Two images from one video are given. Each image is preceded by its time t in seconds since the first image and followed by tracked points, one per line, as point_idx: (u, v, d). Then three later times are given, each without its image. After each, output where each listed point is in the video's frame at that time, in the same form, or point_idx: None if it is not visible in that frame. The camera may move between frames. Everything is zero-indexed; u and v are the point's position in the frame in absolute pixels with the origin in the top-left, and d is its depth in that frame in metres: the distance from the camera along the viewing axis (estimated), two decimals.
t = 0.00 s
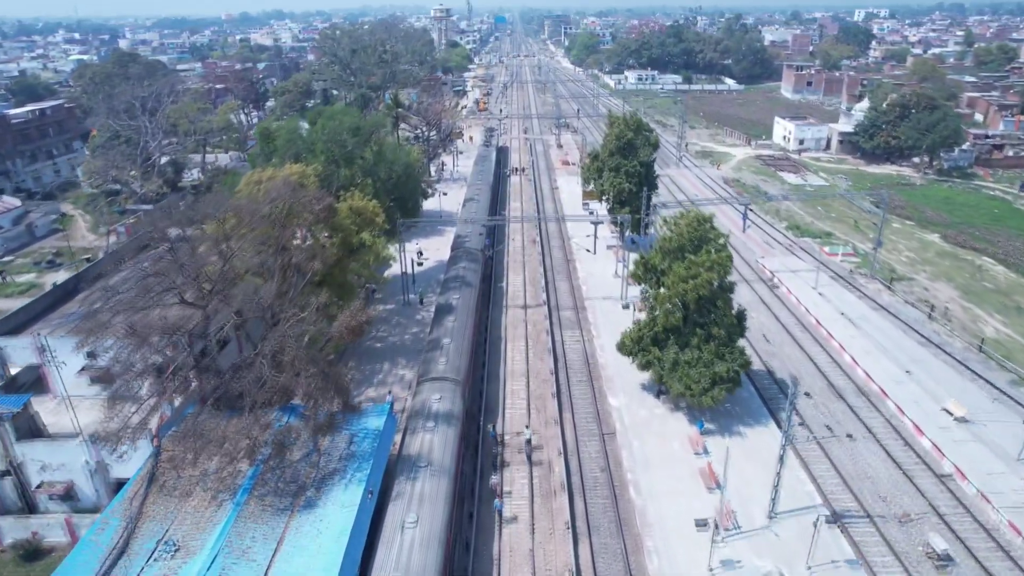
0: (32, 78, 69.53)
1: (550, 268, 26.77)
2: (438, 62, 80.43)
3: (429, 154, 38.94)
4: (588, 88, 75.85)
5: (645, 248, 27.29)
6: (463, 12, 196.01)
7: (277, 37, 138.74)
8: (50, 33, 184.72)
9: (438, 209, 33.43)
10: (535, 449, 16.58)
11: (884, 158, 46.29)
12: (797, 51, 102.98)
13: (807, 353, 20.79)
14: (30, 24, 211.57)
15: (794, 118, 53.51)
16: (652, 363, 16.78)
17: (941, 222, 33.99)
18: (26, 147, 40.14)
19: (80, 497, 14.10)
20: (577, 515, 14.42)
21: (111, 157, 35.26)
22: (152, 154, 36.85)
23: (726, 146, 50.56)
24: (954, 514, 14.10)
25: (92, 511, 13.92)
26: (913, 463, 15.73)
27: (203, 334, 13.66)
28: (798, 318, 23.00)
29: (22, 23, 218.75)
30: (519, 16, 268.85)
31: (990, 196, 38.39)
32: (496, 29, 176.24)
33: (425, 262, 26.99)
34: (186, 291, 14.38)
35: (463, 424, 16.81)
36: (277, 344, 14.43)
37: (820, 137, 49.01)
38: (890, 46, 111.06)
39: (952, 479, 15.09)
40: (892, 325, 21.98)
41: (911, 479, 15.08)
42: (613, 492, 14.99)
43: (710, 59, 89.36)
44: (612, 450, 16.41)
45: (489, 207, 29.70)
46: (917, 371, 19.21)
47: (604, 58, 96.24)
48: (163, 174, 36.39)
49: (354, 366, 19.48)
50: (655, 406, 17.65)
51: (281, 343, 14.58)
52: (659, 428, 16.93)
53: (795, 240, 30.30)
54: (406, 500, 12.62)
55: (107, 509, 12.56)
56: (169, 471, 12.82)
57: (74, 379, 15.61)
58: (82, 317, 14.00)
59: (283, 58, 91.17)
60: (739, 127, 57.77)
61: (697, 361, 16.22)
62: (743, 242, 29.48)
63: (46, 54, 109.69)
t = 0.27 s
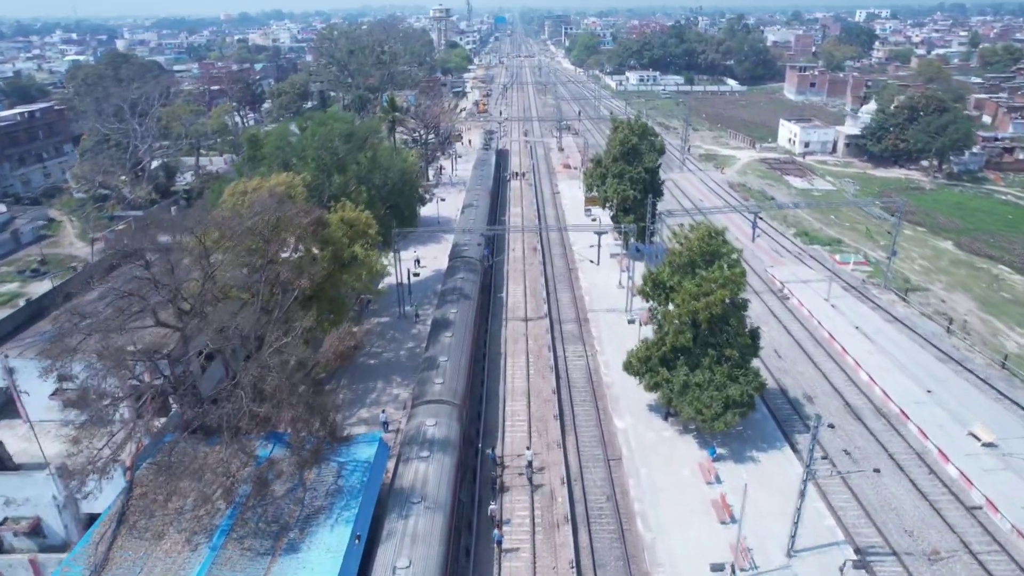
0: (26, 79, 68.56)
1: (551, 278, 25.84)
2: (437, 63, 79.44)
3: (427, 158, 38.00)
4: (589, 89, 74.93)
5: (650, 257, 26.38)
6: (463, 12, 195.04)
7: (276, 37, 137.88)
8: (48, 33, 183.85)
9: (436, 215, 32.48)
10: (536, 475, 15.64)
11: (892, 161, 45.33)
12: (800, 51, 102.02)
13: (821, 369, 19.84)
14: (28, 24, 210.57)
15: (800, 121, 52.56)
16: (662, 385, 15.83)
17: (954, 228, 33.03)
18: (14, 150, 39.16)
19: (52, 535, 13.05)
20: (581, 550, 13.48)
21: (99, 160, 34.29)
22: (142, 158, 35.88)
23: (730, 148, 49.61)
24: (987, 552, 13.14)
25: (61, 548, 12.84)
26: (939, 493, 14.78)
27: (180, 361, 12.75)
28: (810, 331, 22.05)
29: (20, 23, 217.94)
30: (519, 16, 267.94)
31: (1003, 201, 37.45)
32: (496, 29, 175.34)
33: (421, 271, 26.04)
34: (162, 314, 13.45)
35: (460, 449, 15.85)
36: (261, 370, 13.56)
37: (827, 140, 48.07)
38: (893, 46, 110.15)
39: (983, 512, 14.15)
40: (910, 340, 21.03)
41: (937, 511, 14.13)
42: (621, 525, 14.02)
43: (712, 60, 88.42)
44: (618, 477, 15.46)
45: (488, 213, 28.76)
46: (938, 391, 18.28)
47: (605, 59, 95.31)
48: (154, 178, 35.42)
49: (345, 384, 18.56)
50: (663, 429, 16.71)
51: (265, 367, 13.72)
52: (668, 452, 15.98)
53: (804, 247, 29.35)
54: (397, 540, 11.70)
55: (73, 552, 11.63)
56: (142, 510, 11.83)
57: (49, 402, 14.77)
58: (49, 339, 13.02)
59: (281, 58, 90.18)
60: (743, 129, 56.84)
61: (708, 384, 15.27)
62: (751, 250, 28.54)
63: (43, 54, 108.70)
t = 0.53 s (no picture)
0: (19, 79, 67.50)
1: (553, 289, 24.80)
2: (436, 64, 78.31)
3: (424, 162, 36.98)
4: (590, 91, 73.86)
5: (656, 268, 25.35)
6: (463, 13, 193.93)
7: (274, 37, 136.77)
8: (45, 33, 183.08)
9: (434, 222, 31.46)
10: (538, 507, 14.60)
11: (900, 164, 44.27)
12: (803, 52, 100.96)
13: (838, 389, 18.80)
14: (26, 24, 209.82)
15: (806, 123, 51.43)
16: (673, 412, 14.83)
17: (968, 235, 32.00)
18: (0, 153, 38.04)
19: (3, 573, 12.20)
20: None
21: (86, 164, 33.26)
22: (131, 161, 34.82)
23: (735, 151, 48.57)
24: None
25: None
26: (973, 529, 13.73)
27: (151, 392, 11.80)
28: (824, 347, 21.03)
29: (19, 23, 217.49)
30: (519, 16, 266.91)
31: (1017, 206, 36.34)
32: (496, 29, 174.60)
33: (417, 282, 25.00)
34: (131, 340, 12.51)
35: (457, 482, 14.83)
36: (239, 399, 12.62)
37: (834, 143, 46.98)
38: (897, 47, 109.16)
39: (1021, 552, 13.15)
40: (930, 358, 20.00)
41: (972, 551, 13.11)
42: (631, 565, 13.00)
43: (714, 61, 87.38)
44: (626, 510, 14.42)
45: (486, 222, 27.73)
46: (965, 414, 17.24)
47: (606, 59, 94.24)
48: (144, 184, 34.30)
49: (336, 406, 17.56)
50: (672, 458, 15.70)
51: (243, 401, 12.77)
52: (678, 483, 14.97)
53: (815, 256, 28.34)
54: None
55: None
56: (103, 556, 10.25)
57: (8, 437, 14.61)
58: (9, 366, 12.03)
59: (278, 59, 89.11)
60: (748, 131, 55.76)
61: (723, 411, 14.24)
62: (761, 259, 27.52)
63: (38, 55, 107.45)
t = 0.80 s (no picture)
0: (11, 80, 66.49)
1: (554, 301, 23.89)
2: (435, 64, 77.33)
3: (422, 166, 36.06)
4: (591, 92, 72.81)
5: (661, 279, 24.43)
6: (462, 13, 192.92)
7: (272, 37, 135.73)
8: (42, 32, 182.19)
9: (431, 228, 30.54)
10: (539, 541, 13.66)
11: (909, 168, 43.36)
12: (805, 52, 100.08)
13: (855, 408, 17.83)
14: (23, 23, 208.86)
15: (811, 125, 50.48)
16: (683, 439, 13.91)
17: (982, 241, 31.07)
18: None
19: None
20: None
21: (74, 167, 32.32)
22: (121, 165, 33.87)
23: (739, 154, 47.65)
24: None
25: None
26: (1009, 566, 12.81)
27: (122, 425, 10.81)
28: (839, 363, 20.08)
29: (16, 23, 216.61)
30: (519, 16, 265.96)
31: None
32: (495, 29, 173.74)
33: (414, 293, 24.09)
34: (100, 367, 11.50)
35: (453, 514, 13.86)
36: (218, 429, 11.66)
37: (840, 146, 46.06)
38: (899, 47, 108.23)
39: None
40: (952, 375, 19.06)
41: None
42: None
43: (716, 62, 86.46)
44: (634, 545, 13.49)
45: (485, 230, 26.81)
46: (992, 437, 16.31)
47: (607, 60, 93.28)
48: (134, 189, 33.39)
49: (326, 428, 16.62)
50: (682, 486, 14.76)
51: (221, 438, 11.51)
52: (689, 514, 14.03)
53: (825, 265, 27.42)
54: None
55: None
56: None
57: None
58: None
59: (274, 59, 88.08)
60: (752, 134, 54.82)
61: (736, 439, 13.30)
62: (770, 269, 26.58)
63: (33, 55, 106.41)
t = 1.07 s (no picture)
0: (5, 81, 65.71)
1: (556, 313, 22.98)
2: (435, 65, 76.47)
3: (420, 171, 35.19)
4: (593, 93, 71.94)
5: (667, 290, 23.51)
6: (462, 13, 192.06)
7: (271, 37, 134.95)
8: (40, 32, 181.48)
9: (429, 235, 29.65)
10: None
11: (917, 171, 42.44)
12: (808, 52, 99.12)
13: (874, 430, 16.83)
14: (22, 23, 208.31)
15: (817, 127, 49.54)
16: (697, 471, 12.96)
17: (997, 249, 30.14)
18: None
19: None
20: None
21: (62, 172, 31.49)
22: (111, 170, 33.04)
23: (744, 157, 46.76)
24: None
25: None
26: None
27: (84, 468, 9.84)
28: (855, 381, 19.08)
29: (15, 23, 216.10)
30: (519, 16, 265.06)
31: None
32: (496, 29, 173.03)
33: (410, 304, 23.20)
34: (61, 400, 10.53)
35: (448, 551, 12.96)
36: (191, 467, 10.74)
37: (847, 149, 45.14)
38: (903, 48, 107.26)
39: None
40: (974, 394, 18.10)
41: None
42: None
43: (718, 62, 85.53)
44: None
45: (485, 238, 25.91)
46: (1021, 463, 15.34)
47: (608, 60, 92.39)
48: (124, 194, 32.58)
49: (314, 452, 15.69)
50: (694, 519, 13.84)
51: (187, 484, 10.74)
52: (701, 551, 13.07)
53: (836, 274, 26.49)
54: None
55: None
56: None
57: None
58: None
59: (273, 60, 87.22)
60: (756, 136, 53.92)
61: (753, 472, 12.35)
62: (779, 279, 25.65)
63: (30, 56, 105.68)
